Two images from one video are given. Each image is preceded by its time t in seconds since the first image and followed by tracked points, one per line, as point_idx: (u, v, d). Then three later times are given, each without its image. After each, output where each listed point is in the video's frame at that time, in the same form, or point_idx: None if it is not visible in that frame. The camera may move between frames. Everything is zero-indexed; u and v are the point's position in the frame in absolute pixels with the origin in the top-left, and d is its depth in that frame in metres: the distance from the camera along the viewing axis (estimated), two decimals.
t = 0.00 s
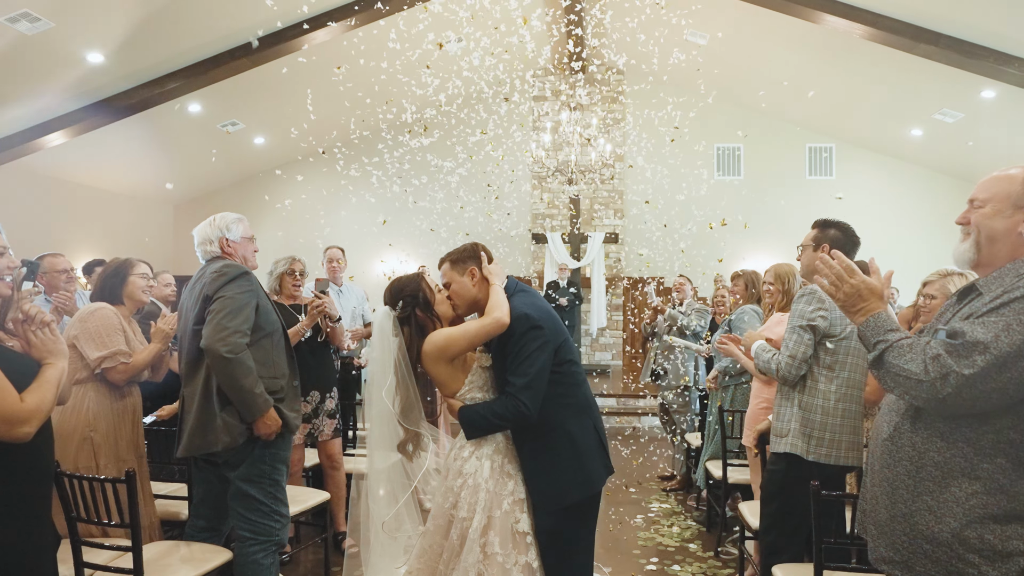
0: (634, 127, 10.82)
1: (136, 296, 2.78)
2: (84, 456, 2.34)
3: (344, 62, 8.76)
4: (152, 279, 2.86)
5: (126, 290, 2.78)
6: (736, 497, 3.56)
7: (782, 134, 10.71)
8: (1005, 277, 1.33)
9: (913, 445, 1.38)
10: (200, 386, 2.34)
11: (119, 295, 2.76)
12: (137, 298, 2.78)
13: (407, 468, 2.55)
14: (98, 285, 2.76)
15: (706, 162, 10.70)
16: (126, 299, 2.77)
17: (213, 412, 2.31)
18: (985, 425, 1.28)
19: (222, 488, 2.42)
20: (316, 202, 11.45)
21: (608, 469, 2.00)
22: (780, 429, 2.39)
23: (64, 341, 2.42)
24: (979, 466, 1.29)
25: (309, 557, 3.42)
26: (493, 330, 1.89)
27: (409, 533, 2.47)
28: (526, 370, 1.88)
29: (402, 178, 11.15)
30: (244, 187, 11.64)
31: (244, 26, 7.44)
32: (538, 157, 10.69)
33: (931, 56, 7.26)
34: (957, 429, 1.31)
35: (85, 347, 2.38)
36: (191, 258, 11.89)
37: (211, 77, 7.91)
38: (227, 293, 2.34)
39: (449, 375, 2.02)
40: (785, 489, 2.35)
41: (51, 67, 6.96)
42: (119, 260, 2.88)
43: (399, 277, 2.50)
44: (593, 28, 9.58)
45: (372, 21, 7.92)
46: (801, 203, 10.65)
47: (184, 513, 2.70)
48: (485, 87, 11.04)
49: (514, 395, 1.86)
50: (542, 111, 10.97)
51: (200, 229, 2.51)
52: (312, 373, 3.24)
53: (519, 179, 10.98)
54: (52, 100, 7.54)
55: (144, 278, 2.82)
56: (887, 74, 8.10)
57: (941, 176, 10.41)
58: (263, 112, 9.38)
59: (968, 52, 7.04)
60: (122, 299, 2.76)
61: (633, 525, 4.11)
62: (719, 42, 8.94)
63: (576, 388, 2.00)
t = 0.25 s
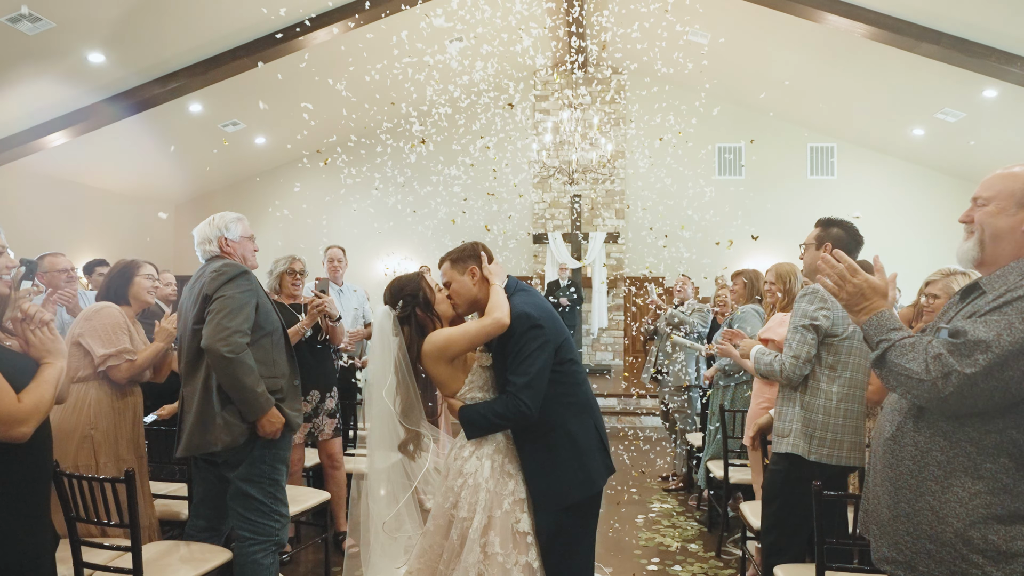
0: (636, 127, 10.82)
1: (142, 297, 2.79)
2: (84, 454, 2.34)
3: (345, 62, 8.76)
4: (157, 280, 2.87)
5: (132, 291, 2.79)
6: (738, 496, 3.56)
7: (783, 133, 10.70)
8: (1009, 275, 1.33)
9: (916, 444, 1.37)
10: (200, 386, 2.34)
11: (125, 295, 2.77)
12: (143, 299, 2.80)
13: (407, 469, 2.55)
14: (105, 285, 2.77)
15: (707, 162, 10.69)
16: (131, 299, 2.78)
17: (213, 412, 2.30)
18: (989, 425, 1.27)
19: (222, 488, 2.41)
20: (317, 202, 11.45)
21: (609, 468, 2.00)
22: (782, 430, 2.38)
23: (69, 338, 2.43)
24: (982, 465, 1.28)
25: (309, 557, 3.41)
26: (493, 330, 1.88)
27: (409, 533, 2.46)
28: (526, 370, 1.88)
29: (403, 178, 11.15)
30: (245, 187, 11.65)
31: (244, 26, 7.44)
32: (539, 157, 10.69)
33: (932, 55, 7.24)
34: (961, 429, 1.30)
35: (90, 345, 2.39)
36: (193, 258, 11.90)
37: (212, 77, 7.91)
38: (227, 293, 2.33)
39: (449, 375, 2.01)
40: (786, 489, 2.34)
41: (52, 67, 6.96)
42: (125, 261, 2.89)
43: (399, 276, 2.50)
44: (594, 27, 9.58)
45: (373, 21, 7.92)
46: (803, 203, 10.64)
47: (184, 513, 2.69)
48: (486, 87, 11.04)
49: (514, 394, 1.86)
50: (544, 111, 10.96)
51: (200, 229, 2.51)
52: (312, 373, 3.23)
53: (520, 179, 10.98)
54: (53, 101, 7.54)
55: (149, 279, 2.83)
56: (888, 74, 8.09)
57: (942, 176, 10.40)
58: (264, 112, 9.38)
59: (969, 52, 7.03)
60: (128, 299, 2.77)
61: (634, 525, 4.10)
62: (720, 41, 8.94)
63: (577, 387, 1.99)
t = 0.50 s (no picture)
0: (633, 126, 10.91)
1: (147, 298, 2.79)
2: (84, 453, 2.34)
3: (346, 62, 8.76)
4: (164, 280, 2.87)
5: (138, 292, 2.79)
6: (739, 497, 3.55)
7: (785, 133, 10.69)
8: (1012, 274, 1.32)
9: (918, 444, 1.36)
10: (200, 386, 2.33)
11: (131, 296, 2.78)
12: (148, 300, 2.80)
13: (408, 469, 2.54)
14: (111, 287, 2.78)
15: (709, 161, 10.68)
16: (137, 300, 2.79)
17: (212, 412, 2.30)
18: (993, 423, 1.27)
19: (222, 488, 2.41)
20: (319, 202, 11.46)
21: (609, 468, 1.98)
22: (783, 430, 2.37)
23: (73, 336, 2.43)
24: (985, 464, 1.27)
25: (310, 557, 3.41)
26: (493, 330, 1.87)
27: (409, 534, 2.46)
28: (526, 369, 1.87)
29: (404, 178, 11.15)
30: (247, 187, 11.66)
31: (246, 26, 7.45)
32: (541, 156, 10.69)
33: (935, 55, 7.23)
34: (964, 428, 1.30)
35: (92, 343, 2.39)
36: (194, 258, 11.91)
37: (214, 77, 7.90)
38: (227, 292, 2.33)
39: (448, 374, 2.00)
40: (788, 489, 2.32)
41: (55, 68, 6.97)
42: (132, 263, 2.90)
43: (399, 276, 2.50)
44: (596, 27, 9.58)
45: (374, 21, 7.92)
46: (805, 202, 10.63)
47: (184, 513, 2.69)
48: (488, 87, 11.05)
49: (515, 393, 1.85)
50: (545, 111, 10.95)
51: (199, 229, 2.51)
52: (312, 373, 3.23)
53: (521, 179, 10.98)
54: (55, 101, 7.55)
55: (154, 280, 2.83)
56: (890, 73, 8.08)
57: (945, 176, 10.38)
58: (266, 112, 9.38)
59: (971, 51, 7.02)
60: (133, 300, 2.78)
61: (635, 526, 4.09)
62: (721, 41, 8.93)
63: (577, 387, 1.98)
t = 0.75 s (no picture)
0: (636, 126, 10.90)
1: (151, 299, 2.79)
2: (84, 451, 2.33)
3: (347, 62, 8.76)
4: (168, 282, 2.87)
5: (142, 293, 2.80)
6: (740, 496, 3.54)
7: (787, 132, 10.67)
8: (1015, 273, 1.31)
9: (921, 444, 1.36)
10: (200, 386, 2.33)
11: (135, 297, 2.78)
12: (153, 301, 2.81)
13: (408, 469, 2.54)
14: (117, 288, 2.79)
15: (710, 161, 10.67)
16: (142, 301, 2.79)
17: (213, 412, 2.29)
18: (996, 423, 1.26)
19: (223, 488, 2.40)
20: (320, 202, 11.46)
21: (610, 468, 1.98)
22: (785, 430, 2.36)
23: (77, 335, 2.44)
24: (989, 464, 1.26)
25: (310, 557, 3.40)
26: (493, 331, 1.87)
27: (409, 534, 2.45)
28: (527, 368, 1.86)
29: (406, 178, 11.15)
30: (248, 187, 11.66)
31: (247, 26, 7.44)
32: (542, 156, 10.69)
33: (936, 54, 7.21)
34: (967, 428, 1.29)
35: (95, 342, 2.40)
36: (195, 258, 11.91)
37: (215, 77, 7.90)
38: (227, 293, 2.32)
39: (448, 375, 2.00)
40: (790, 490, 2.31)
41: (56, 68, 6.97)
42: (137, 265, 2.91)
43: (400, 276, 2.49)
44: (598, 27, 9.58)
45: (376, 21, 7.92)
46: (806, 202, 10.61)
47: (184, 513, 2.69)
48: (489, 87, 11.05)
49: (515, 392, 1.85)
50: (546, 110, 10.95)
51: (198, 230, 2.53)
52: (312, 372, 3.22)
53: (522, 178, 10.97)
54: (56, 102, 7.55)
55: (159, 281, 2.83)
56: (892, 73, 8.06)
57: (947, 175, 10.35)
58: (268, 112, 9.38)
59: (973, 50, 7.01)
60: (138, 301, 2.78)
61: (637, 526, 4.08)
62: (723, 40, 8.92)
63: (578, 386, 1.97)
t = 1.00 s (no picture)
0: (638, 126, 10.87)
1: (155, 300, 2.80)
2: (83, 449, 2.32)
3: (348, 62, 8.75)
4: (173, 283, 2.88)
5: (147, 295, 2.80)
6: (741, 496, 3.54)
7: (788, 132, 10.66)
8: (1019, 273, 1.30)
9: (925, 446, 1.35)
10: (199, 385, 2.32)
11: (139, 298, 2.79)
12: (157, 302, 2.81)
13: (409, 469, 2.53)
14: (122, 290, 2.80)
15: (711, 161, 10.66)
16: (146, 303, 2.80)
17: (213, 411, 2.29)
18: (1001, 425, 1.24)
19: (222, 488, 2.40)
20: (321, 201, 11.46)
21: (611, 468, 1.97)
22: (787, 430, 2.35)
23: (80, 334, 2.45)
24: (993, 466, 1.25)
25: (310, 558, 3.39)
26: (493, 333, 1.86)
27: (410, 535, 2.44)
28: (528, 368, 1.85)
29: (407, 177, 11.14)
30: (249, 187, 11.66)
31: (248, 26, 7.43)
32: (543, 156, 10.68)
33: (938, 53, 7.19)
34: (971, 430, 1.28)
35: (97, 341, 2.40)
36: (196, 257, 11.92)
37: (216, 77, 7.88)
38: (227, 293, 2.32)
39: (448, 375, 1.99)
40: (791, 490, 2.31)
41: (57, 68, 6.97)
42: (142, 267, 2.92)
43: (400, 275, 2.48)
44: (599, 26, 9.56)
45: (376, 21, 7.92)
46: (807, 202, 10.59)
47: (183, 512, 2.68)
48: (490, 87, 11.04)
49: (516, 392, 1.84)
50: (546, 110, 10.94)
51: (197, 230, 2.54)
52: (311, 372, 3.22)
53: (523, 178, 10.96)
54: (57, 101, 7.55)
55: (163, 282, 2.84)
56: (893, 72, 8.04)
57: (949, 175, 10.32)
58: (269, 112, 9.38)
59: (974, 49, 6.99)
60: (142, 302, 2.79)
61: (637, 526, 4.07)
62: (723, 40, 8.91)
63: (579, 386, 1.97)
